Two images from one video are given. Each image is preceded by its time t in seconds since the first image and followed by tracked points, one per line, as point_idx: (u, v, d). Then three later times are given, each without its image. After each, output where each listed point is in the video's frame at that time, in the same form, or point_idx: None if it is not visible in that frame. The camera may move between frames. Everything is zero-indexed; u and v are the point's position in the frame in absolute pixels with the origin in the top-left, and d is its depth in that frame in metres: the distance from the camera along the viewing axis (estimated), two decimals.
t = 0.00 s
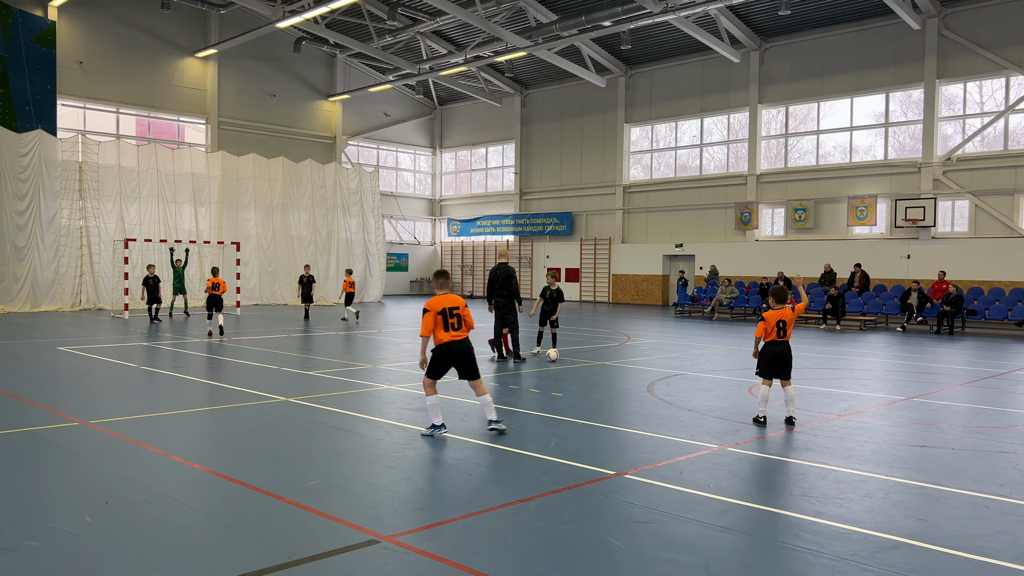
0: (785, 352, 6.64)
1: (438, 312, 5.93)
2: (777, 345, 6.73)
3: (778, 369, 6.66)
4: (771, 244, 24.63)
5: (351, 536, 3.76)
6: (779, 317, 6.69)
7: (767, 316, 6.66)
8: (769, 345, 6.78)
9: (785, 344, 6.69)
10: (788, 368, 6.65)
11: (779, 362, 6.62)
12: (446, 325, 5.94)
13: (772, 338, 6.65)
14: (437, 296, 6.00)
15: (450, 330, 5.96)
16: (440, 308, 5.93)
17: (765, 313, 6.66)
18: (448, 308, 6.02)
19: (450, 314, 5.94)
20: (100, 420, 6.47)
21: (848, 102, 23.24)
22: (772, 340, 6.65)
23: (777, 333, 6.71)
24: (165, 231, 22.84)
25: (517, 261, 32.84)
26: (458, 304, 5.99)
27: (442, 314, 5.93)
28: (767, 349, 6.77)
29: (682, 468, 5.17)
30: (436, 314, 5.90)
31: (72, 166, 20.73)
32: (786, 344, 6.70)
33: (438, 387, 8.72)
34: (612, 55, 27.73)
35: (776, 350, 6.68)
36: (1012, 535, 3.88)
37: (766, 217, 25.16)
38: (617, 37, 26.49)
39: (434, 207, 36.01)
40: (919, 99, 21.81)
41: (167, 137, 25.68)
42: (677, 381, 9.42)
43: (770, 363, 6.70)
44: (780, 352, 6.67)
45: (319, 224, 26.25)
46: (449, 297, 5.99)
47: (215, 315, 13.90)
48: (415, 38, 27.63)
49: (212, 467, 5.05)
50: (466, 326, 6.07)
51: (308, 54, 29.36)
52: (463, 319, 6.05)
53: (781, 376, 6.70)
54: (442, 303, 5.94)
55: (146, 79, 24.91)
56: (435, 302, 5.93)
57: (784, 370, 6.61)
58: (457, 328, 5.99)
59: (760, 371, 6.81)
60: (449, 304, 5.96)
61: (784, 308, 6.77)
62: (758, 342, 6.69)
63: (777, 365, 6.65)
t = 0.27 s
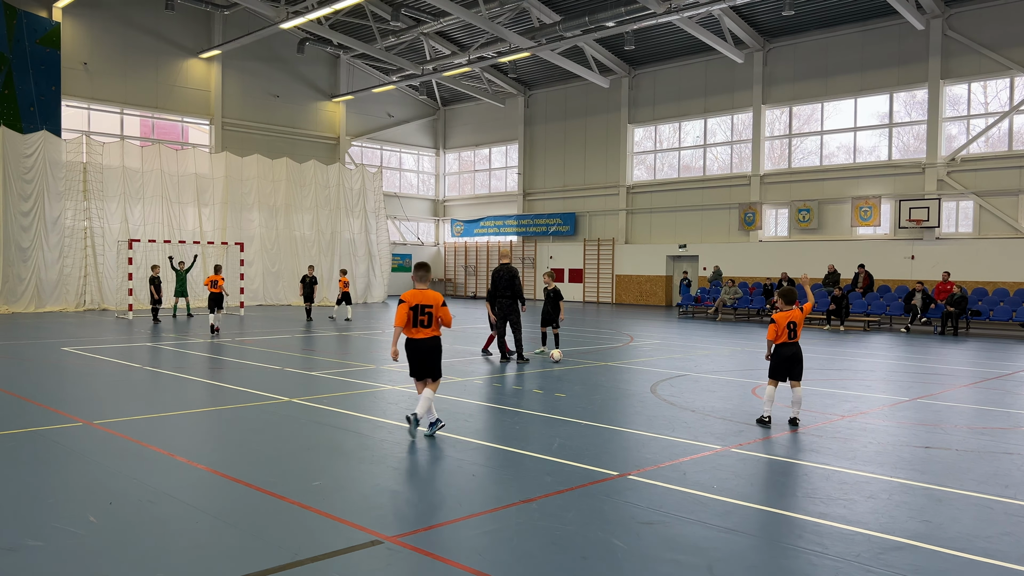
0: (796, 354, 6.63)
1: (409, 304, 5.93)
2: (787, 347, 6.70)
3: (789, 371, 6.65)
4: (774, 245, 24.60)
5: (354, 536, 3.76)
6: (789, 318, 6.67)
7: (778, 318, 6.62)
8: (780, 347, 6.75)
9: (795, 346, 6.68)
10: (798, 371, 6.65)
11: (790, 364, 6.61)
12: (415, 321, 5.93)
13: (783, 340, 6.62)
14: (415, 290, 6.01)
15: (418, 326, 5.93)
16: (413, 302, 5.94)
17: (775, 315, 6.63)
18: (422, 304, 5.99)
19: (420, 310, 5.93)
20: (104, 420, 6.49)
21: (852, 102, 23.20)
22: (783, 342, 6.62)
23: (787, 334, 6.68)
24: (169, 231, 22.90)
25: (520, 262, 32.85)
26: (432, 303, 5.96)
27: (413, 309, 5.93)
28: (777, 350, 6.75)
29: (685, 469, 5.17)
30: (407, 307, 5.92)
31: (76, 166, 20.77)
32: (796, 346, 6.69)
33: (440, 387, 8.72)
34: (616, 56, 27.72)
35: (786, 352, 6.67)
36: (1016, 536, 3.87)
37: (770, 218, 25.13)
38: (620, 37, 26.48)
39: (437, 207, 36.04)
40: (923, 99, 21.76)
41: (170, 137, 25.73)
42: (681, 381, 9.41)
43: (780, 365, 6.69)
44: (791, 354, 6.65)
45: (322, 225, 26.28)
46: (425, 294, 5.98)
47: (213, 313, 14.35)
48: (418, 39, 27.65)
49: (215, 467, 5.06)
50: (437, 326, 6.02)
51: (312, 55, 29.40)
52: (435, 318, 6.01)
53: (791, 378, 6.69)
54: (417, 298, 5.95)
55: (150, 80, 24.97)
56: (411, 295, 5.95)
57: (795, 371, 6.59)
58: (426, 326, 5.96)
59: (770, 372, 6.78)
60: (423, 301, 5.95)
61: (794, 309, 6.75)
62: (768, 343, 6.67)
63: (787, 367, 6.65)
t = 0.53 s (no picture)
0: (804, 355, 6.62)
1: (383, 304, 5.70)
2: (796, 348, 6.68)
3: (796, 371, 6.64)
4: (778, 246, 24.57)
5: (358, 536, 3.76)
6: (799, 319, 6.65)
7: (788, 319, 6.60)
8: (788, 347, 6.73)
9: (803, 347, 6.66)
10: (806, 371, 6.64)
11: (798, 365, 6.59)
12: (388, 323, 5.70)
13: (793, 340, 6.60)
14: (392, 293, 5.80)
15: (391, 329, 5.71)
16: (389, 304, 5.72)
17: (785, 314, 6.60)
18: (397, 308, 5.76)
19: (395, 313, 5.70)
20: (109, 420, 6.51)
21: (856, 102, 23.15)
22: (792, 343, 6.60)
23: (796, 335, 6.67)
24: (173, 232, 22.96)
25: (524, 262, 32.87)
26: (409, 306, 5.76)
27: (388, 311, 5.71)
28: (784, 351, 6.73)
29: (689, 470, 5.16)
30: (383, 308, 5.71)
31: (81, 167, 20.84)
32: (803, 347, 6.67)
33: (444, 387, 8.72)
34: (619, 56, 27.70)
35: (793, 353, 6.65)
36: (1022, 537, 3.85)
37: (774, 218, 25.08)
38: (624, 37, 26.46)
39: (441, 208, 36.08)
40: (927, 99, 21.71)
41: (175, 138, 25.80)
42: (685, 381, 9.40)
43: (787, 365, 6.67)
44: (800, 355, 6.64)
45: (326, 225, 26.32)
46: (402, 297, 5.77)
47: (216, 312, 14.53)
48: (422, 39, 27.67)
49: (220, 467, 5.07)
50: (410, 331, 5.79)
51: (316, 56, 29.45)
52: (409, 323, 5.79)
53: (798, 379, 6.68)
54: (393, 300, 5.74)
55: (154, 81, 25.03)
56: (388, 296, 5.75)
57: (802, 372, 6.58)
58: (399, 330, 5.73)
59: (777, 373, 6.76)
60: (399, 304, 5.73)
61: (803, 310, 6.74)
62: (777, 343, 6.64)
63: (794, 368, 6.63)
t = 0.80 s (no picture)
0: (812, 356, 6.60)
1: (350, 308, 5.62)
2: (804, 349, 6.66)
3: (804, 373, 6.62)
4: (783, 246, 24.52)
5: (364, 537, 3.77)
6: (808, 320, 6.64)
7: (798, 320, 6.58)
8: (796, 349, 6.71)
9: (811, 348, 6.64)
10: (813, 373, 6.63)
11: (806, 366, 6.58)
12: (357, 328, 5.60)
13: (801, 341, 6.58)
14: (361, 296, 5.68)
15: (360, 332, 5.59)
16: (356, 308, 5.61)
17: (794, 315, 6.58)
18: (367, 311, 5.62)
19: (363, 316, 5.58)
20: (115, 420, 6.54)
21: (861, 102, 23.08)
22: (800, 344, 6.59)
23: (804, 337, 6.65)
24: (179, 232, 23.01)
25: (528, 262, 32.89)
26: (376, 308, 5.60)
27: (356, 314, 5.60)
28: (792, 352, 6.72)
29: (695, 471, 5.15)
30: (350, 312, 5.63)
31: (87, 168, 20.91)
32: (811, 349, 6.66)
33: (449, 388, 8.74)
34: (624, 56, 27.68)
35: (801, 355, 6.62)
36: None
37: (779, 219, 25.03)
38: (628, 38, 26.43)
39: (445, 208, 36.11)
40: (933, 99, 21.64)
41: (180, 139, 25.88)
42: (689, 382, 9.40)
43: (795, 366, 6.65)
44: (809, 355, 6.62)
45: (331, 226, 26.37)
46: (369, 299, 5.63)
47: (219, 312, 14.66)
48: (426, 40, 27.69)
49: (226, 468, 5.08)
50: (382, 333, 5.64)
51: (320, 57, 29.50)
52: (380, 324, 5.63)
53: (805, 380, 6.67)
54: (360, 303, 5.62)
55: (160, 81, 25.10)
56: (355, 300, 5.65)
57: (810, 373, 6.57)
58: (369, 333, 5.59)
59: (785, 374, 6.74)
60: (365, 306, 5.60)
61: (811, 311, 6.72)
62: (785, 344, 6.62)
63: (802, 369, 6.62)
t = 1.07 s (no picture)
0: (819, 357, 6.58)
1: (312, 308, 5.59)
2: (811, 350, 6.64)
3: (812, 374, 6.60)
4: (789, 246, 24.46)
5: (369, 538, 3.76)
6: (815, 321, 6.61)
7: (805, 321, 6.56)
8: (803, 350, 6.69)
9: (818, 349, 6.62)
10: (821, 374, 6.61)
11: (814, 367, 6.56)
12: (321, 326, 5.58)
13: (808, 343, 6.56)
14: (319, 296, 5.68)
15: (325, 331, 5.58)
16: (317, 307, 5.60)
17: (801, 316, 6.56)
18: (328, 309, 5.63)
19: (328, 314, 5.58)
20: (121, 420, 6.56)
21: (867, 102, 23.01)
22: (808, 346, 6.57)
23: (812, 338, 6.63)
24: (184, 233, 23.08)
25: (533, 263, 32.89)
26: (338, 305, 5.63)
27: (318, 314, 5.59)
28: (799, 353, 6.70)
29: (700, 472, 5.15)
30: (312, 311, 5.59)
31: (93, 168, 20.99)
32: (818, 349, 6.63)
33: (455, 388, 8.75)
34: (628, 56, 27.65)
35: (808, 356, 6.60)
36: None
37: (784, 219, 24.97)
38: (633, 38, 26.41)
39: (450, 209, 36.14)
40: (939, 99, 21.56)
41: (186, 140, 25.95)
42: (694, 383, 9.39)
43: (802, 367, 6.64)
44: (815, 357, 6.60)
45: (336, 226, 26.41)
46: (329, 297, 5.65)
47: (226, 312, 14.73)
48: (431, 40, 27.71)
49: (231, 468, 5.10)
50: (346, 329, 5.65)
51: (325, 57, 29.55)
52: (343, 321, 5.65)
53: (812, 381, 6.65)
54: (321, 302, 5.61)
55: (166, 82, 25.18)
56: (315, 300, 5.63)
57: (817, 374, 6.55)
58: (333, 330, 5.59)
59: (792, 375, 6.72)
60: (327, 304, 5.61)
61: (818, 312, 6.70)
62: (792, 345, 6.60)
63: (809, 370, 6.60)
